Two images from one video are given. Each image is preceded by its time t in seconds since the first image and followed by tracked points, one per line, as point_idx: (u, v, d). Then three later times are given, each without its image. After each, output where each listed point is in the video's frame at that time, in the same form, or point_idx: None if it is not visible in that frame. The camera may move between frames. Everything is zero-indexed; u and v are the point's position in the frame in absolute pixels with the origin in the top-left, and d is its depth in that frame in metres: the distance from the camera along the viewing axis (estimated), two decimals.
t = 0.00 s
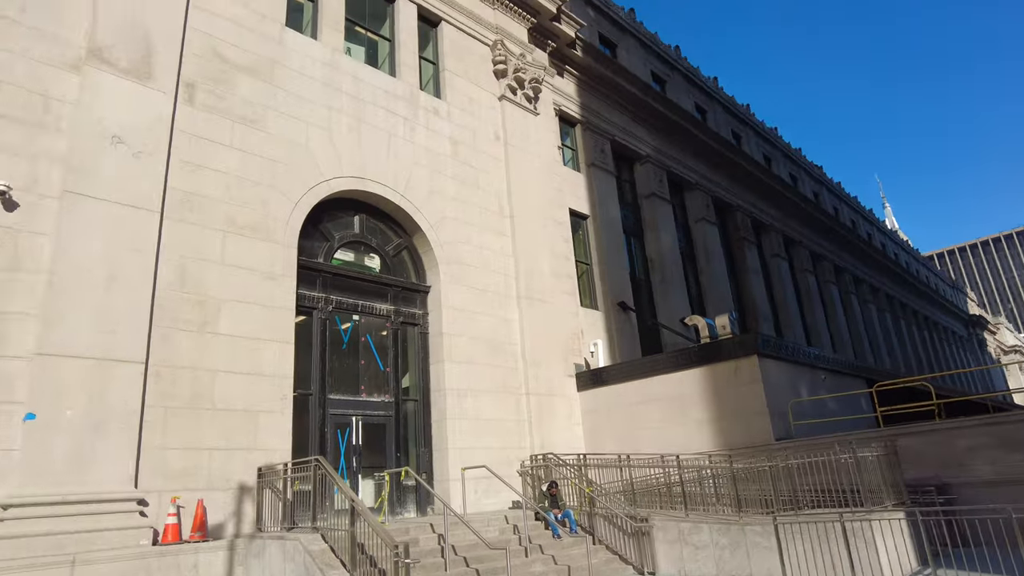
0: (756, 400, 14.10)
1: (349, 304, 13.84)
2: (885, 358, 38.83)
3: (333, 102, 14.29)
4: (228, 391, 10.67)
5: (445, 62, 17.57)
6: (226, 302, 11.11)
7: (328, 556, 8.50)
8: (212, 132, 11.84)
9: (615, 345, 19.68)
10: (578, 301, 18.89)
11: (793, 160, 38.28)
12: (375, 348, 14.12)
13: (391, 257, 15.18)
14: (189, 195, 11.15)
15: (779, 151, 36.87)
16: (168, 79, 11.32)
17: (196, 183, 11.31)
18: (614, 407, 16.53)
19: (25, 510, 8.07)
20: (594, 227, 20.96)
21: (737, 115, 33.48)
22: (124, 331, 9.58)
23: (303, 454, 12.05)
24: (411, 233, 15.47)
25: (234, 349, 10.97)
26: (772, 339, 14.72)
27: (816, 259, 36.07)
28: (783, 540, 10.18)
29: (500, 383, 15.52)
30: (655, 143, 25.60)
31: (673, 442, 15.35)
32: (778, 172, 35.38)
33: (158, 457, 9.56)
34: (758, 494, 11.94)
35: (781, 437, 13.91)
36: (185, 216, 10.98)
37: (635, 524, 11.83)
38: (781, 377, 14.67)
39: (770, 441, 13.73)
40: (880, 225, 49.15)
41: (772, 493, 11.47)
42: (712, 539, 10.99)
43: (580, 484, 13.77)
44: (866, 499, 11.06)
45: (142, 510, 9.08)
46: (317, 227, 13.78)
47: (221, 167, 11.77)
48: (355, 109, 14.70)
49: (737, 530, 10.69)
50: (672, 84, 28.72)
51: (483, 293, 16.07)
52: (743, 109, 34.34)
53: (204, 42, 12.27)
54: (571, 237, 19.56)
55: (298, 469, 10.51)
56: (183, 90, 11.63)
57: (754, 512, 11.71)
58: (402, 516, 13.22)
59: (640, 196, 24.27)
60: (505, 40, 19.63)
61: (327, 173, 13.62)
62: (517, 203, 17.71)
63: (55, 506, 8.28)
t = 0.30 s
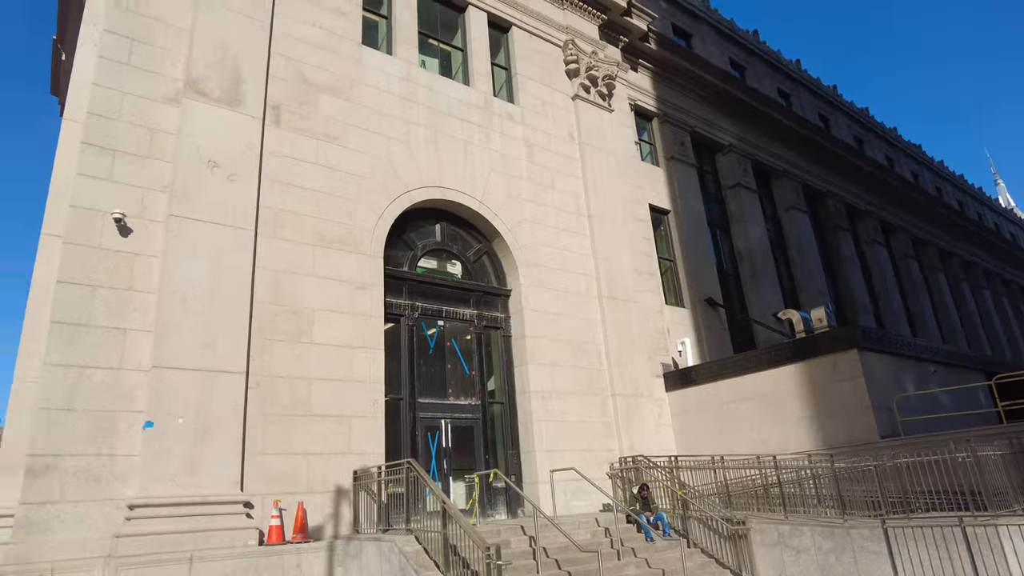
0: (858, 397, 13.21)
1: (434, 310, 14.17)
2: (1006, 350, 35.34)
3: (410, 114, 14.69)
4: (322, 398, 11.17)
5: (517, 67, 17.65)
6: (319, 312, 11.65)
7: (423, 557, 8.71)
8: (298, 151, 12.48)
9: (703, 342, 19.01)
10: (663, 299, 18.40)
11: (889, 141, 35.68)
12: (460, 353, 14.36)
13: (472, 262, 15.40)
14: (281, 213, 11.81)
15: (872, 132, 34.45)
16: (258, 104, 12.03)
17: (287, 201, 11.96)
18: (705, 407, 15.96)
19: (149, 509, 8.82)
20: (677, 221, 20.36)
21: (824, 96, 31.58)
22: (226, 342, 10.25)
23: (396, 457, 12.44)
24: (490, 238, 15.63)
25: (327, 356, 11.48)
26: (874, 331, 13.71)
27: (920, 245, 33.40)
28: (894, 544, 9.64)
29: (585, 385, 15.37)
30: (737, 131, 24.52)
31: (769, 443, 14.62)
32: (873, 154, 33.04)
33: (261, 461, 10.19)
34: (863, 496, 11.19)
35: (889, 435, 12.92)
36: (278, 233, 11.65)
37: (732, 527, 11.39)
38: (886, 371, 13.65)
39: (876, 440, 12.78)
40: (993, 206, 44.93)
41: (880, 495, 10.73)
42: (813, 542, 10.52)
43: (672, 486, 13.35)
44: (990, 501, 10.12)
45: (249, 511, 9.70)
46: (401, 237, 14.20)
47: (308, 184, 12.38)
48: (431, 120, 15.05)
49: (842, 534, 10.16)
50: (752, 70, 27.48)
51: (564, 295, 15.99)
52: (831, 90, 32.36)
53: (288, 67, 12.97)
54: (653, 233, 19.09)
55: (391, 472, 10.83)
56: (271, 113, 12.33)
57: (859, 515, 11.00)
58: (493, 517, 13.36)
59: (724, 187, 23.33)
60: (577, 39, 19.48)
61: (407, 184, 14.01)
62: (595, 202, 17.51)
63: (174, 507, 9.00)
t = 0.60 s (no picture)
0: (969, 395, 12.11)
1: (514, 313, 14.24)
2: None
3: (485, 120, 14.86)
4: (409, 402, 11.47)
5: (590, 65, 17.47)
6: (403, 318, 11.98)
7: (510, 559, 8.76)
8: (379, 163, 12.91)
9: (796, 339, 18.03)
10: (751, 295, 17.60)
11: (999, 117, 32.59)
12: (542, 355, 14.34)
13: (550, 264, 15.37)
14: (365, 223, 12.25)
15: (979, 108, 31.57)
16: (340, 120, 12.55)
17: (370, 211, 12.39)
18: (800, 407, 15.11)
19: (251, 509, 9.36)
20: (763, 213, 19.42)
21: (922, 74, 29.26)
22: (317, 350, 10.70)
23: (482, 459, 12.58)
24: (568, 239, 15.52)
25: (412, 361, 11.78)
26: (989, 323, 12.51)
27: None
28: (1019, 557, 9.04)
29: (670, 385, 14.95)
30: (825, 117, 23.15)
31: (872, 444, 13.67)
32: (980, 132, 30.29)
33: (353, 463, 10.58)
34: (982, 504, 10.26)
35: (1010, 436, 11.77)
36: (363, 242, 12.09)
37: (831, 533, 10.61)
38: (1003, 366, 12.45)
39: (993, 441, 11.67)
40: None
41: (1002, 502, 9.84)
42: (926, 553, 9.84)
43: (766, 489, 12.72)
44: None
45: (342, 512, 10.07)
46: (479, 241, 14.39)
47: (389, 194, 12.77)
48: (505, 125, 15.16)
49: (958, 544, 9.48)
50: (839, 51, 25.88)
51: (646, 294, 15.64)
52: (929, 67, 29.94)
53: (367, 82, 13.45)
54: (738, 227, 18.32)
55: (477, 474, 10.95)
56: (352, 128, 12.82)
57: (978, 524, 10.13)
58: (580, 520, 13.24)
59: (813, 176, 22.05)
60: (650, 33, 19.05)
61: (484, 189, 14.17)
62: (675, 198, 17.02)
63: (273, 507, 9.51)
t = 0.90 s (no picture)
0: None
1: (583, 316, 14.14)
2: None
3: (550, 124, 14.90)
4: (482, 406, 11.62)
5: (655, 62, 17.18)
6: (474, 323, 12.16)
7: (584, 564, 8.70)
8: (446, 171, 13.18)
9: (884, 337, 17.01)
10: (833, 291, 16.76)
11: None
12: (612, 358, 14.17)
13: (619, 265, 15.18)
14: (434, 231, 12.55)
15: None
16: (408, 131, 12.90)
17: (438, 220, 12.68)
18: (890, 409, 14.22)
19: (332, 511, 9.74)
20: (844, 206, 18.46)
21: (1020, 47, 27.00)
22: (392, 356, 11.01)
23: (555, 464, 12.59)
24: (637, 239, 15.29)
25: (484, 366, 11.93)
26: None
27: None
28: None
29: (747, 387, 14.44)
30: (909, 101, 21.75)
31: (971, 448, 12.74)
32: None
33: (428, 467, 10.83)
34: None
35: None
36: (433, 250, 12.38)
37: (928, 544, 10.02)
38: None
39: None
40: None
41: None
42: None
43: (854, 496, 12.08)
44: None
45: (419, 514, 10.31)
46: (547, 245, 14.42)
47: (457, 202, 13.02)
48: (570, 127, 15.13)
49: None
50: (924, 30, 24.28)
51: (720, 293, 15.20)
52: None
53: (433, 93, 13.77)
54: (817, 220, 17.49)
55: (549, 477, 10.95)
56: (420, 139, 13.19)
57: None
58: (656, 526, 12.96)
59: (898, 164, 20.78)
60: (717, 26, 18.53)
61: (550, 193, 14.18)
62: (749, 193, 16.46)
63: (352, 509, 9.85)
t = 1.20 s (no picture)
0: None
1: (665, 320, 13.91)
2: None
3: (624, 127, 14.79)
4: (563, 412, 11.65)
5: (732, 57, 16.71)
6: (553, 329, 12.23)
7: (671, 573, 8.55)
8: (521, 180, 13.37)
9: (998, 336, 15.64)
10: (937, 288, 15.60)
11: None
12: (697, 363, 13.83)
13: (701, 267, 14.83)
14: (512, 239, 12.75)
15: None
16: (483, 143, 13.19)
17: (515, 228, 12.87)
18: (1007, 414, 13.06)
19: (419, 516, 10.04)
20: (946, 195, 17.17)
21: None
22: (473, 365, 11.23)
23: (640, 471, 12.41)
24: (719, 239, 14.88)
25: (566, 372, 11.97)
26: None
27: None
28: None
29: (844, 391, 13.68)
30: (1020, 78, 19.98)
31: None
32: None
33: (511, 473, 10.97)
34: None
35: None
36: (511, 258, 12.58)
37: None
38: None
39: None
40: None
41: None
42: None
43: (967, 508, 11.18)
44: None
45: (503, 520, 10.46)
46: (626, 250, 14.30)
47: (534, 210, 13.17)
48: (645, 128, 14.95)
49: None
50: None
51: (810, 293, 14.51)
52: None
53: (506, 104, 14.02)
54: (916, 212, 16.37)
55: (634, 485, 10.82)
56: (495, 149, 13.45)
57: None
58: (747, 536, 12.50)
59: (1007, 147, 19.11)
60: (797, 15, 17.79)
61: (627, 196, 14.07)
62: (838, 187, 15.65)
63: (438, 515, 10.11)
